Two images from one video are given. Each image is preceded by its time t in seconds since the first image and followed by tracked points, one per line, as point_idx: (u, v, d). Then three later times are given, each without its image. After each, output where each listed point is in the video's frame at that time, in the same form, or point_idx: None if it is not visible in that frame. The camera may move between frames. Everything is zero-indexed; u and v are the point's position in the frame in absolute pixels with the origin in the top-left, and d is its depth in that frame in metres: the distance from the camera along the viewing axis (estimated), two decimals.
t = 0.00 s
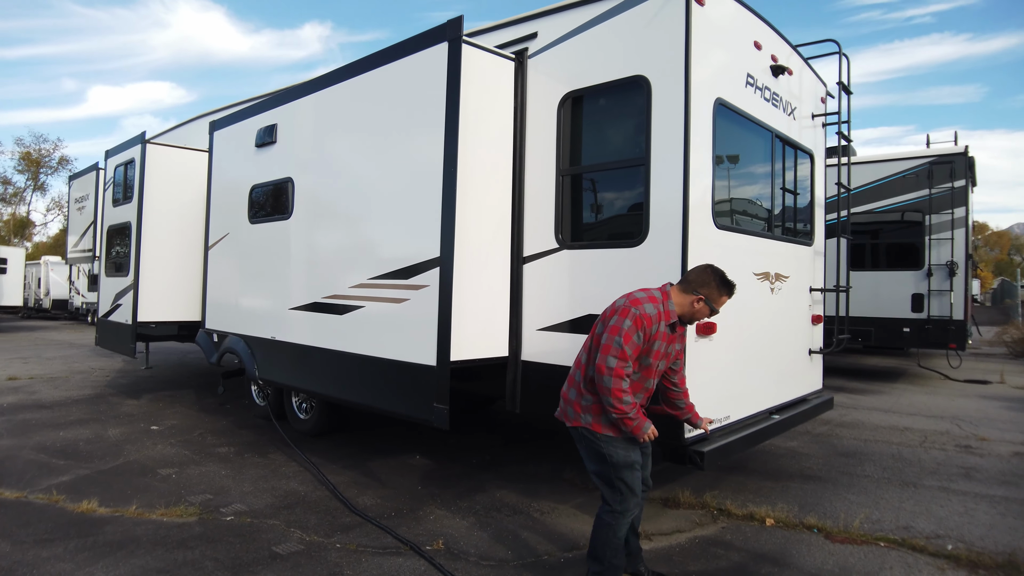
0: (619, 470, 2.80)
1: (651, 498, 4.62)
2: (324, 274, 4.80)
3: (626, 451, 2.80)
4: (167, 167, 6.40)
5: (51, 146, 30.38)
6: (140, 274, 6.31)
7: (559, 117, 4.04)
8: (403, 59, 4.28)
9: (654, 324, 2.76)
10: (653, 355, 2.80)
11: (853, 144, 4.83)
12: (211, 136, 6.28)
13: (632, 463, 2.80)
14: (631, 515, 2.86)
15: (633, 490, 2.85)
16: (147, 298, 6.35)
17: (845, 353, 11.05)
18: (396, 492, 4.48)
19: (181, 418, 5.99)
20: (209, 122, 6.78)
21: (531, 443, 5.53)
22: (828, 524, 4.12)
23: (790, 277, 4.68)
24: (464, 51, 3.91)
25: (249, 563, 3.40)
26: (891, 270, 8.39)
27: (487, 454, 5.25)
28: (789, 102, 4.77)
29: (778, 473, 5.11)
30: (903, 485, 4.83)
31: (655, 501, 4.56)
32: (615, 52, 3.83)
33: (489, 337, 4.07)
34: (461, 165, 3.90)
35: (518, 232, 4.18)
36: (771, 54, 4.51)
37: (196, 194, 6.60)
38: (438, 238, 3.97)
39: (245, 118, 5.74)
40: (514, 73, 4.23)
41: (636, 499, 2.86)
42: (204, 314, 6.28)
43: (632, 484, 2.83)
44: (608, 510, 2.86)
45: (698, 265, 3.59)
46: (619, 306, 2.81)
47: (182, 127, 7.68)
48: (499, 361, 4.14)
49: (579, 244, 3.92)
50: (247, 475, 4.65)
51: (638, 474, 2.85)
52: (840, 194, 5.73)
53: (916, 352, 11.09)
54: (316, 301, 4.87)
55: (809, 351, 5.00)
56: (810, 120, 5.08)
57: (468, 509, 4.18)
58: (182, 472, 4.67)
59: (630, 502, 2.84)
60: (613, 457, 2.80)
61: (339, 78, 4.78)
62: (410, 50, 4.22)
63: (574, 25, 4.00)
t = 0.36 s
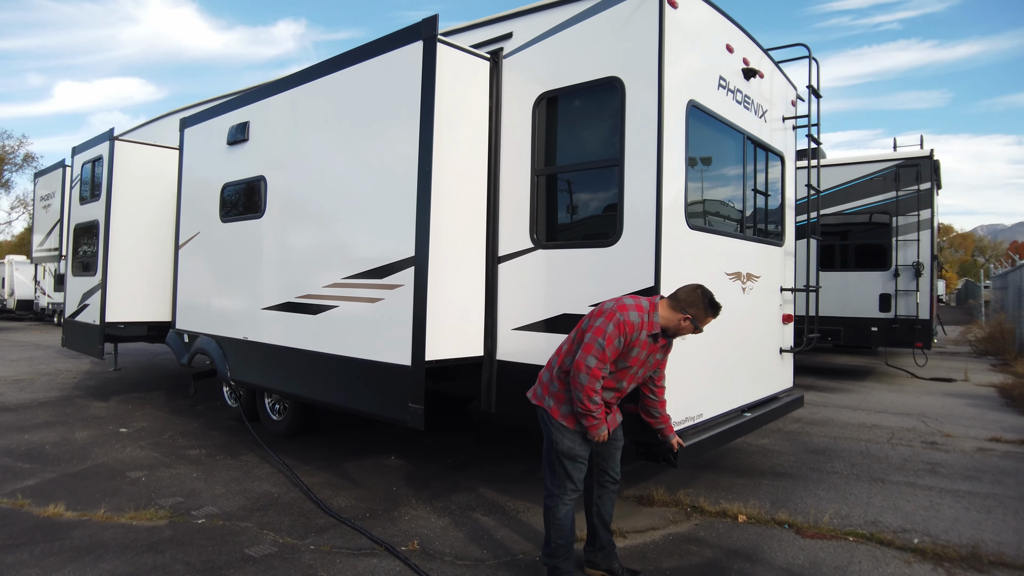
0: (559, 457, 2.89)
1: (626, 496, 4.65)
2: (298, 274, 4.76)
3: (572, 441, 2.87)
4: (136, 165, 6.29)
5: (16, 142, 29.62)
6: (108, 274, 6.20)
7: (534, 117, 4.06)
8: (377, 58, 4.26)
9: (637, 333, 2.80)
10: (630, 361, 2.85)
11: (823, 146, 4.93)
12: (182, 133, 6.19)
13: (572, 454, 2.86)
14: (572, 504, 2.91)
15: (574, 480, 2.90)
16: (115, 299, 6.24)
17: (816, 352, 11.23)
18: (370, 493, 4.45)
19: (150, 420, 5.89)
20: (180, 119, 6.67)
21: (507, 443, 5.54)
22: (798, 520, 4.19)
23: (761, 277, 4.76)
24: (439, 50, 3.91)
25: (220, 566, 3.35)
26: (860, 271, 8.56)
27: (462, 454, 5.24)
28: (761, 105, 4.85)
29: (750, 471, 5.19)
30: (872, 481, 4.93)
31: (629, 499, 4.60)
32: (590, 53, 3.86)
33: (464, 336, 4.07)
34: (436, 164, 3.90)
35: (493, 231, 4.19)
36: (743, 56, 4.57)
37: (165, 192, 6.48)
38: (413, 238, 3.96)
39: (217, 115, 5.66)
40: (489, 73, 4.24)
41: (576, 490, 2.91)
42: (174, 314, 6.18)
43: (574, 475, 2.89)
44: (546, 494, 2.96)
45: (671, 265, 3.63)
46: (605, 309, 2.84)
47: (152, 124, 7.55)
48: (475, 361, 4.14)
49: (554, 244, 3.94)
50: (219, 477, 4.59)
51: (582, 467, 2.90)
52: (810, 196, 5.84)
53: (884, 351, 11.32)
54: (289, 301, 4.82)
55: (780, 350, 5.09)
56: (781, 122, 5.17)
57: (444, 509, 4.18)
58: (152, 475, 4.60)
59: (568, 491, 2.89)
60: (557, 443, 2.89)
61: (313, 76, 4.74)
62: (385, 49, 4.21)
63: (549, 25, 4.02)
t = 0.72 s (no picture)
0: (539, 457, 2.90)
1: (609, 495, 4.67)
2: (280, 273, 4.71)
3: (552, 441, 2.87)
4: (114, 163, 6.21)
5: None
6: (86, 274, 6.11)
7: (517, 117, 4.06)
8: (360, 56, 4.24)
9: (613, 337, 2.81)
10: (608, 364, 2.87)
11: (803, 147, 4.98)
12: (161, 131, 6.12)
13: (551, 454, 2.86)
14: (550, 503, 2.92)
15: (554, 479, 2.90)
16: (93, 299, 6.15)
17: (797, 352, 11.35)
18: (353, 494, 4.42)
19: (130, 422, 5.81)
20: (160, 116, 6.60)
21: (490, 442, 5.54)
22: (780, 517, 4.23)
23: (742, 277, 4.80)
24: (422, 48, 3.89)
25: (201, 569, 3.32)
26: (840, 270, 8.66)
27: (446, 454, 5.24)
28: (742, 106, 4.89)
29: (732, 469, 5.23)
30: (851, 479, 4.99)
31: (613, 498, 4.62)
32: (573, 53, 3.87)
33: (447, 336, 4.05)
34: (419, 164, 3.89)
35: (476, 231, 4.19)
36: (725, 58, 4.61)
37: (145, 191, 6.40)
38: (396, 238, 3.95)
39: (198, 113, 5.60)
40: (472, 72, 4.23)
41: (556, 488, 2.91)
42: (154, 314, 6.11)
43: (553, 473, 2.89)
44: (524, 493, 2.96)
45: (653, 265, 3.65)
46: (582, 313, 2.85)
47: (131, 121, 7.46)
48: (458, 361, 4.13)
49: (538, 244, 3.95)
50: (200, 479, 4.54)
51: (561, 466, 2.90)
52: (791, 197, 5.90)
53: (864, 351, 11.47)
54: (271, 301, 4.78)
55: (762, 349, 5.13)
56: (762, 124, 5.21)
57: (427, 510, 4.16)
58: (130, 477, 4.54)
59: (548, 490, 2.90)
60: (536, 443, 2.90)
61: (295, 74, 4.71)
62: (368, 47, 4.19)
63: (533, 25, 4.03)
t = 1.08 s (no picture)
0: (522, 456, 2.89)
1: (597, 495, 4.67)
2: (266, 272, 4.67)
3: (535, 441, 2.86)
4: (97, 160, 6.13)
5: None
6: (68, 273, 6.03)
7: (505, 115, 4.04)
8: (346, 53, 4.21)
9: (595, 336, 2.80)
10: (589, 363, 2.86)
11: (790, 148, 5.01)
12: (145, 129, 6.04)
13: (535, 453, 2.85)
14: (535, 502, 2.91)
15: (538, 479, 2.89)
16: (75, 299, 6.08)
17: (784, 351, 11.43)
18: (340, 495, 4.39)
19: (113, 423, 5.74)
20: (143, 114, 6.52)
21: (478, 443, 5.52)
22: (767, 516, 4.25)
23: (730, 276, 4.81)
24: (409, 46, 3.87)
25: (186, 572, 3.28)
26: (826, 270, 8.72)
27: (434, 455, 5.21)
28: (730, 106, 4.90)
29: (720, 468, 5.24)
30: (838, 477, 5.03)
31: (601, 498, 4.61)
32: (561, 52, 3.86)
33: (434, 335, 4.03)
34: (406, 163, 3.87)
35: (464, 230, 4.17)
36: (712, 58, 4.62)
37: (128, 190, 6.32)
38: (383, 236, 3.92)
39: (182, 110, 5.54)
40: (460, 70, 4.21)
41: (540, 488, 2.90)
42: (137, 314, 6.04)
43: (538, 473, 2.88)
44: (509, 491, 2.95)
45: (641, 264, 3.65)
46: (566, 311, 2.85)
47: (114, 119, 7.37)
48: (446, 361, 4.11)
49: (526, 243, 3.93)
50: (184, 481, 4.49)
51: (546, 465, 2.89)
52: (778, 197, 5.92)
53: (850, 350, 11.56)
54: (256, 300, 4.74)
55: (749, 348, 5.15)
56: (749, 124, 5.23)
57: (414, 511, 4.14)
58: (114, 479, 4.48)
59: (532, 490, 2.89)
60: (520, 443, 2.89)
61: (281, 72, 4.67)
62: (354, 44, 4.16)
63: (520, 23, 4.02)
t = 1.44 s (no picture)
0: (514, 455, 2.90)
1: (588, 494, 4.68)
2: (256, 272, 4.65)
3: (527, 440, 2.87)
4: (86, 159, 6.09)
5: None
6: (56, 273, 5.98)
7: (497, 116, 4.05)
8: (338, 53, 4.21)
9: (585, 334, 2.81)
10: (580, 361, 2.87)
11: (779, 149, 5.04)
12: (134, 128, 6.01)
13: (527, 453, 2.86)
14: (527, 501, 2.91)
15: (530, 478, 2.90)
16: (63, 299, 6.04)
17: (774, 351, 11.50)
18: (331, 496, 4.38)
19: (101, 424, 5.70)
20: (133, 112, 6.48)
21: (469, 443, 5.52)
22: (757, 515, 4.27)
23: (720, 276, 4.84)
24: (401, 46, 3.87)
25: (176, 573, 3.26)
26: (815, 270, 8.79)
27: (425, 455, 5.21)
28: (720, 107, 4.93)
29: (710, 467, 5.27)
30: (827, 476, 5.06)
31: (592, 497, 4.63)
32: (552, 52, 3.87)
33: (425, 335, 4.03)
34: (398, 163, 3.87)
35: (455, 230, 4.17)
36: (703, 59, 4.65)
37: (117, 189, 6.28)
38: (374, 236, 3.92)
39: (172, 109, 5.51)
40: (451, 71, 4.22)
41: (532, 487, 2.91)
42: (126, 314, 6.00)
43: (529, 472, 2.89)
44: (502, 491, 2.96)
45: (631, 264, 3.66)
46: (556, 308, 2.86)
47: (103, 118, 7.32)
48: (437, 361, 4.11)
49: (517, 243, 3.94)
50: (174, 482, 4.47)
51: (537, 465, 2.89)
52: (768, 198, 5.96)
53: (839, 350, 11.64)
54: (247, 301, 4.72)
55: (739, 348, 5.18)
56: (739, 125, 5.27)
57: (406, 511, 4.14)
58: (102, 480, 4.45)
59: (524, 489, 2.90)
60: (512, 442, 2.90)
61: (271, 71, 4.66)
62: (345, 44, 4.16)
63: (512, 24, 4.03)
